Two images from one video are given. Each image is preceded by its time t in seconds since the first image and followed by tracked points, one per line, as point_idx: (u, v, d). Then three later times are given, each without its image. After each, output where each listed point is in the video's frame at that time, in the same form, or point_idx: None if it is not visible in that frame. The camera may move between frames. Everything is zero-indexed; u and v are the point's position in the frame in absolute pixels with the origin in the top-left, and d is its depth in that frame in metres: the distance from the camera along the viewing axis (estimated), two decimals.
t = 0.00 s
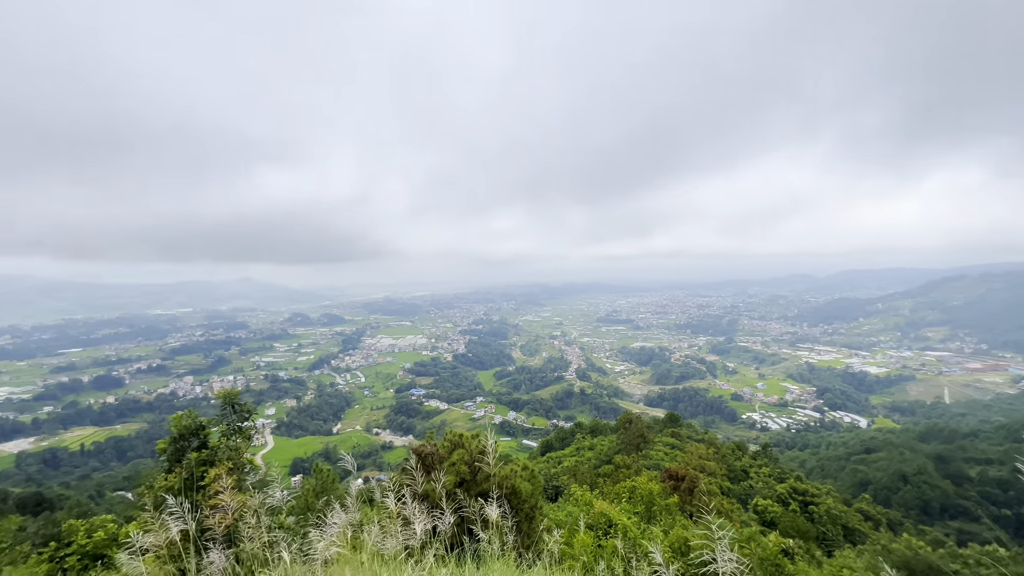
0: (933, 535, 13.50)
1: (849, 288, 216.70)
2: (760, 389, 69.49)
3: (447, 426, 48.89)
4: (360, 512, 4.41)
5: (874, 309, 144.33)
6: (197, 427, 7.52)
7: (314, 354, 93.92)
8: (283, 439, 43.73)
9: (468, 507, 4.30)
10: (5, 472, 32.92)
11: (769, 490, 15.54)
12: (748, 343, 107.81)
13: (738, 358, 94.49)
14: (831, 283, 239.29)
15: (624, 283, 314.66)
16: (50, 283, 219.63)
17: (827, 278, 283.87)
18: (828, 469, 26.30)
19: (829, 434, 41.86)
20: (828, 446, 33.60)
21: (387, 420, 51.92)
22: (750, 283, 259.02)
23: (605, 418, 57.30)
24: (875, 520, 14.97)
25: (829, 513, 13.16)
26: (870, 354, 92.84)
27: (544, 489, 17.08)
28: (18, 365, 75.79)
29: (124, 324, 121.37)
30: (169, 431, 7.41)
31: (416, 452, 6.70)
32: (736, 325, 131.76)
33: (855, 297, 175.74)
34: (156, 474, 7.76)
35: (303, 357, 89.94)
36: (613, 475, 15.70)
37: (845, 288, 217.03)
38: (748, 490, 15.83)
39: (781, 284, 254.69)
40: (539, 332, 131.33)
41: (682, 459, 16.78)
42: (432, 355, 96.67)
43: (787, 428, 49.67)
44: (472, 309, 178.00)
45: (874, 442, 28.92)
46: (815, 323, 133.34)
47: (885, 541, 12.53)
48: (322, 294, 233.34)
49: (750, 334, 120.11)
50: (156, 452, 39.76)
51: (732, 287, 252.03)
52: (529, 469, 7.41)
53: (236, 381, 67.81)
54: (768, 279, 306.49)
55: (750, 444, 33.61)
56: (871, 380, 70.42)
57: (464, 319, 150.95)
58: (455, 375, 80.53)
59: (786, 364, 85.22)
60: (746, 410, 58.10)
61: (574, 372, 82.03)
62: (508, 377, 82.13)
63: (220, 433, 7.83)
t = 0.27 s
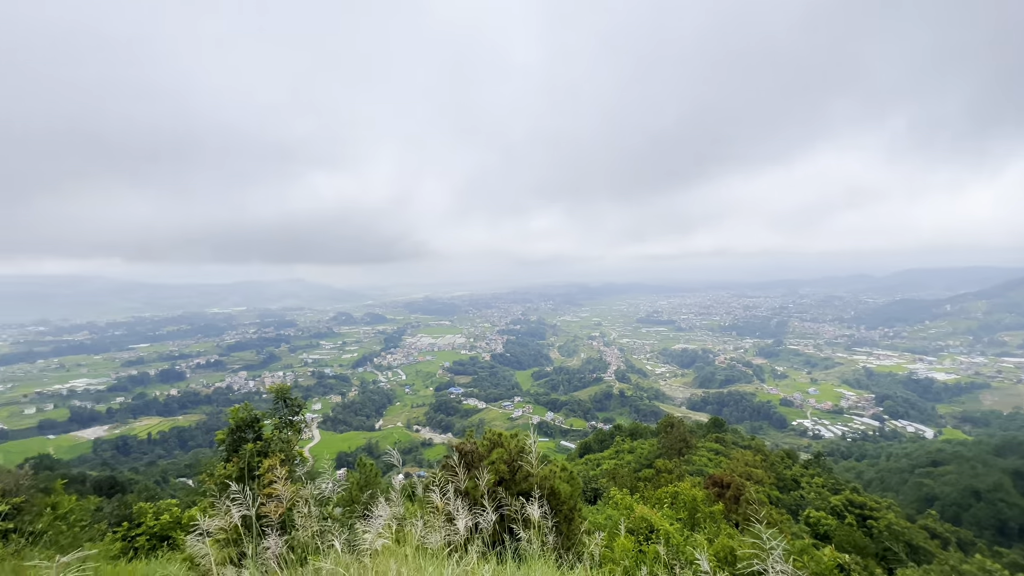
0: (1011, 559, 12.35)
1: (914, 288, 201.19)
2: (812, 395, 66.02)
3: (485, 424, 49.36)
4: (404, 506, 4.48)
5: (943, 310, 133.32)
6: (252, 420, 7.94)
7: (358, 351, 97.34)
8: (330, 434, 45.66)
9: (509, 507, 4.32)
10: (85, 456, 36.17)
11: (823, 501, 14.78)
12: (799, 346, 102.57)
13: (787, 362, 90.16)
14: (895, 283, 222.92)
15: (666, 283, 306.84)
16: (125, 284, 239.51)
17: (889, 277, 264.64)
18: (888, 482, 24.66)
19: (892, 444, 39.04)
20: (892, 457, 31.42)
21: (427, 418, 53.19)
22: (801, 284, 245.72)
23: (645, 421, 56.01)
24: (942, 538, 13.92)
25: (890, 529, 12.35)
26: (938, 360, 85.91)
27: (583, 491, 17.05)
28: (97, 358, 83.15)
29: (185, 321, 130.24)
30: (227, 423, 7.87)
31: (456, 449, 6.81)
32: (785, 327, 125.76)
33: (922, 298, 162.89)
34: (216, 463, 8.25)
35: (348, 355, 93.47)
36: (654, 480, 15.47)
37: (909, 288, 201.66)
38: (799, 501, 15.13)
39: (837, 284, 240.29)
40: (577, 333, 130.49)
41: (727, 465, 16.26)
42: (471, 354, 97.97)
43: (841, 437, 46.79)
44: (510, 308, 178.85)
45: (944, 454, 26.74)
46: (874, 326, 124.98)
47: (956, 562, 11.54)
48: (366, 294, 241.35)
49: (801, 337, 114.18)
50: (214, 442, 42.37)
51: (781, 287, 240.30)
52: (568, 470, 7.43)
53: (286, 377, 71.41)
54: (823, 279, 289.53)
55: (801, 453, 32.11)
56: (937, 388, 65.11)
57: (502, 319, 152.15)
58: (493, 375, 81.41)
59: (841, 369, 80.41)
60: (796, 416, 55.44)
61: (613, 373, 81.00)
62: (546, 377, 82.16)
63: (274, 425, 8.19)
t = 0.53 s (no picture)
0: None
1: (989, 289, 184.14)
2: (869, 403, 62.05)
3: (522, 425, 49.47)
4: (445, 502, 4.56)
5: None
6: (301, 415, 8.33)
7: (399, 350, 100.06)
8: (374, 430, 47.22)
9: (548, 509, 4.30)
10: (152, 444, 39.07)
11: (883, 516, 13.87)
12: (855, 351, 96.55)
13: (841, 367, 85.18)
14: (968, 283, 204.78)
15: (710, 283, 296.51)
16: (188, 285, 257.40)
17: (960, 277, 243.73)
18: (959, 498, 22.75)
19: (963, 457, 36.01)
20: (962, 472, 28.95)
21: (466, 416, 54.00)
22: (859, 285, 230.33)
23: (687, 426, 54.23)
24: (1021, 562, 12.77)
25: (959, 549, 11.46)
26: (1017, 367, 78.26)
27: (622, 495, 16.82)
28: (161, 353, 89.84)
29: (239, 320, 138.13)
30: (279, 417, 8.29)
31: (494, 448, 6.88)
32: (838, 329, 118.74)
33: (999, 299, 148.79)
34: (268, 456, 8.70)
35: (390, 353, 96.25)
36: (697, 487, 15.11)
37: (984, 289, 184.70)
38: (855, 514, 14.29)
39: (900, 285, 224.01)
40: (615, 334, 128.69)
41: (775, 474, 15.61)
42: (508, 354, 98.61)
43: (903, 447, 43.55)
44: (548, 309, 178.29)
45: None
46: (941, 330, 115.56)
47: None
48: (407, 294, 247.51)
49: (857, 341, 107.37)
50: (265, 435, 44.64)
51: (836, 288, 226.55)
52: (607, 473, 7.36)
53: (331, 374, 74.44)
54: (884, 278, 270.38)
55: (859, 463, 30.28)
56: (1015, 398, 59.35)
57: (540, 320, 152.19)
58: (531, 375, 81.63)
59: (902, 376, 75.00)
60: (852, 424, 52.33)
61: (653, 376, 79.34)
62: (584, 379, 81.55)
63: (320, 420, 8.54)
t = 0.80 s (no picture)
0: None
1: None
2: (933, 412, 57.80)
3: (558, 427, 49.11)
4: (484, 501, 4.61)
5: None
6: (345, 411, 8.66)
7: (436, 350, 101.89)
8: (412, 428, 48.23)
9: (589, 512, 4.24)
10: (206, 436, 41.49)
11: (949, 535, 12.91)
12: (916, 356, 90.01)
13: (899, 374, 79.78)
14: None
15: (756, 284, 284.38)
16: (240, 286, 272.65)
17: None
18: None
19: None
20: None
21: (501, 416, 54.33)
22: (922, 286, 213.95)
23: (730, 431, 52.05)
24: None
25: None
26: None
27: (663, 501, 16.50)
28: (216, 350, 95.52)
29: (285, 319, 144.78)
30: (325, 412, 8.65)
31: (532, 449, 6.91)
32: (897, 332, 111.02)
33: None
34: (314, 450, 9.07)
35: (427, 353, 98.15)
36: (742, 495, 14.62)
37: None
38: (915, 531, 13.38)
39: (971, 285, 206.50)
40: (654, 336, 125.91)
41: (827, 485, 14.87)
42: (544, 355, 98.44)
43: (972, 461, 40.07)
44: (584, 309, 176.62)
45: None
46: (1017, 333, 105.75)
47: None
48: (444, 295, 251.49)
49: (919, 346, 100.07)
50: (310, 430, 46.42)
51: (896, 288, 211.98)
52: (647, 478, 7.24)
53: (372, 372, 76.73)
54: (953, 278, 250.04)
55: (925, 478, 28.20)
56: None
57: (576, 321, 151.08)
58: (567, 377, 81.14)
59: (970, 383, 69.25)
60: (913, 434, 48.91)
61: (693, 379, 77.14)
62: (622, 381, 80.19)
63: (364, 417, 8.81)
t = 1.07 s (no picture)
0: None
1: None
2: (1001, 422, 53.42)
3: (593, 429, 48.72)
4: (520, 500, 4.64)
5: None
6: (384, 409, 8.93)
7: (470, 350, 103.05)
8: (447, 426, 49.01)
9: (625, 516, 4.20)
10: (253, 430, 43.63)
11: (1020, 556, 11.95)
12: (982, 362, 83.42)
13: (961, 381, 74.21)
14: None
15: (803, 284, 271.27)
16: (284, 287, 285.07)
17: None
18: None
19: None
20: None
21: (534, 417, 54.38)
22: (991, 286, 197.76)
23: (773, 438, 49.91)
24: None
25: None
26: None
27: (701, 508, 16.11)
28: (261, 348, 100.31)
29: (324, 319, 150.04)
30: (365, 410, 8.95)
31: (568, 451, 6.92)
32: (959, 336, 103.17)
33: None
34: (354, 446, 9.39)
35: (461, 353, 99.39)
36: (787, 505, 14.07)
37: None
38: (981, 550, 12.47)
39: None
40: (692, 338, 122.69)
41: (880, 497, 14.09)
42: (578, 356, 97.80)
43: None
44: (618, 311, 174.01)
45: None
46: None
47: None
48: (477, 295, 253.81)
49: (985, 351, 92.71)
50: (348, 426, 47.81)
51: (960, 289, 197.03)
52: (685, 483, 7.09)
53: (408, 371, 78.48)
54: None
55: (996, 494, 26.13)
56: None
57: (610, 322, 149.23)
58: (602, 378, 80.29)
59: None
60: (977, 445, 45.43)
61: (733, 383, 74.68)
62: (658, 384, 78.47)
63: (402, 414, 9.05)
